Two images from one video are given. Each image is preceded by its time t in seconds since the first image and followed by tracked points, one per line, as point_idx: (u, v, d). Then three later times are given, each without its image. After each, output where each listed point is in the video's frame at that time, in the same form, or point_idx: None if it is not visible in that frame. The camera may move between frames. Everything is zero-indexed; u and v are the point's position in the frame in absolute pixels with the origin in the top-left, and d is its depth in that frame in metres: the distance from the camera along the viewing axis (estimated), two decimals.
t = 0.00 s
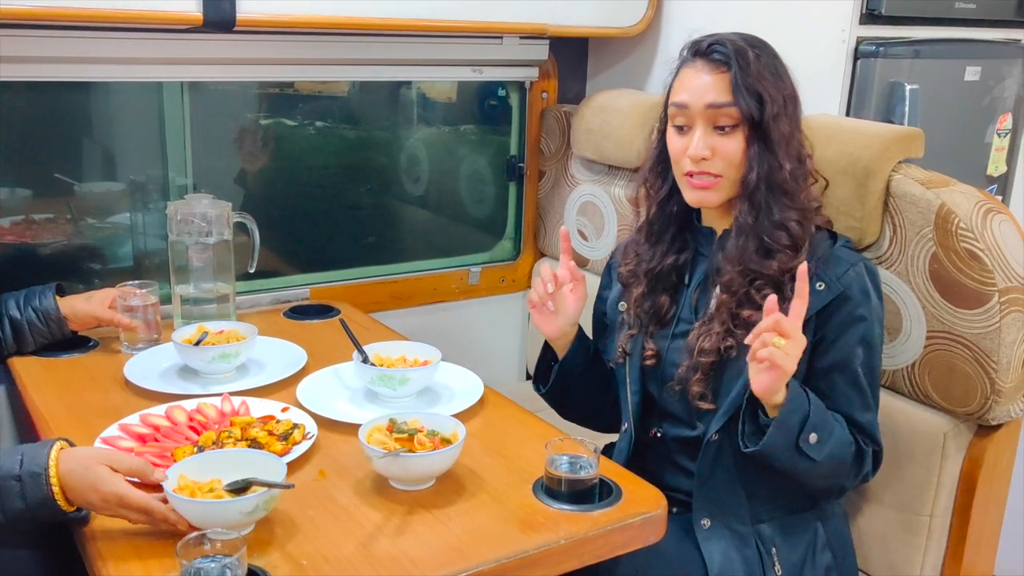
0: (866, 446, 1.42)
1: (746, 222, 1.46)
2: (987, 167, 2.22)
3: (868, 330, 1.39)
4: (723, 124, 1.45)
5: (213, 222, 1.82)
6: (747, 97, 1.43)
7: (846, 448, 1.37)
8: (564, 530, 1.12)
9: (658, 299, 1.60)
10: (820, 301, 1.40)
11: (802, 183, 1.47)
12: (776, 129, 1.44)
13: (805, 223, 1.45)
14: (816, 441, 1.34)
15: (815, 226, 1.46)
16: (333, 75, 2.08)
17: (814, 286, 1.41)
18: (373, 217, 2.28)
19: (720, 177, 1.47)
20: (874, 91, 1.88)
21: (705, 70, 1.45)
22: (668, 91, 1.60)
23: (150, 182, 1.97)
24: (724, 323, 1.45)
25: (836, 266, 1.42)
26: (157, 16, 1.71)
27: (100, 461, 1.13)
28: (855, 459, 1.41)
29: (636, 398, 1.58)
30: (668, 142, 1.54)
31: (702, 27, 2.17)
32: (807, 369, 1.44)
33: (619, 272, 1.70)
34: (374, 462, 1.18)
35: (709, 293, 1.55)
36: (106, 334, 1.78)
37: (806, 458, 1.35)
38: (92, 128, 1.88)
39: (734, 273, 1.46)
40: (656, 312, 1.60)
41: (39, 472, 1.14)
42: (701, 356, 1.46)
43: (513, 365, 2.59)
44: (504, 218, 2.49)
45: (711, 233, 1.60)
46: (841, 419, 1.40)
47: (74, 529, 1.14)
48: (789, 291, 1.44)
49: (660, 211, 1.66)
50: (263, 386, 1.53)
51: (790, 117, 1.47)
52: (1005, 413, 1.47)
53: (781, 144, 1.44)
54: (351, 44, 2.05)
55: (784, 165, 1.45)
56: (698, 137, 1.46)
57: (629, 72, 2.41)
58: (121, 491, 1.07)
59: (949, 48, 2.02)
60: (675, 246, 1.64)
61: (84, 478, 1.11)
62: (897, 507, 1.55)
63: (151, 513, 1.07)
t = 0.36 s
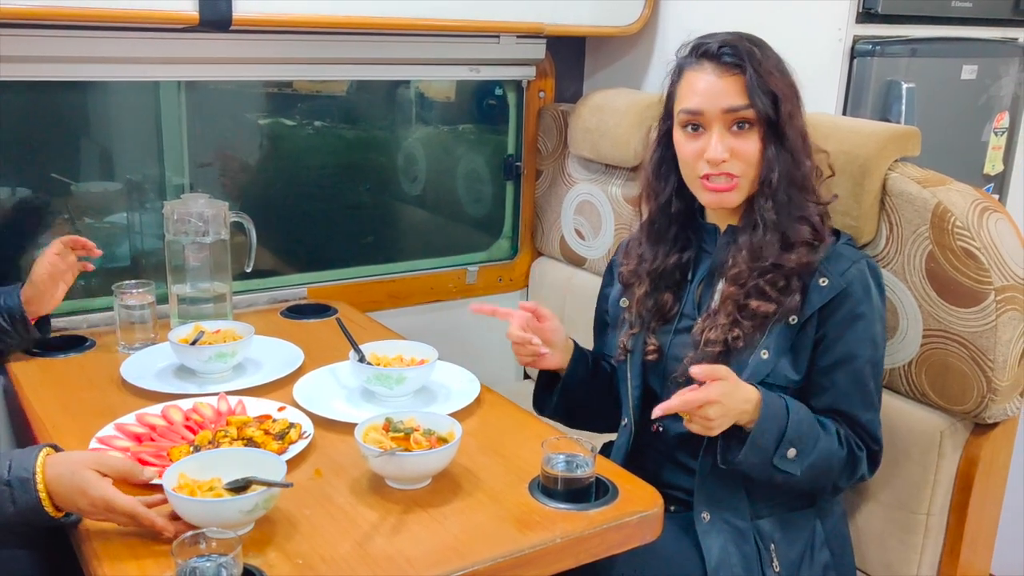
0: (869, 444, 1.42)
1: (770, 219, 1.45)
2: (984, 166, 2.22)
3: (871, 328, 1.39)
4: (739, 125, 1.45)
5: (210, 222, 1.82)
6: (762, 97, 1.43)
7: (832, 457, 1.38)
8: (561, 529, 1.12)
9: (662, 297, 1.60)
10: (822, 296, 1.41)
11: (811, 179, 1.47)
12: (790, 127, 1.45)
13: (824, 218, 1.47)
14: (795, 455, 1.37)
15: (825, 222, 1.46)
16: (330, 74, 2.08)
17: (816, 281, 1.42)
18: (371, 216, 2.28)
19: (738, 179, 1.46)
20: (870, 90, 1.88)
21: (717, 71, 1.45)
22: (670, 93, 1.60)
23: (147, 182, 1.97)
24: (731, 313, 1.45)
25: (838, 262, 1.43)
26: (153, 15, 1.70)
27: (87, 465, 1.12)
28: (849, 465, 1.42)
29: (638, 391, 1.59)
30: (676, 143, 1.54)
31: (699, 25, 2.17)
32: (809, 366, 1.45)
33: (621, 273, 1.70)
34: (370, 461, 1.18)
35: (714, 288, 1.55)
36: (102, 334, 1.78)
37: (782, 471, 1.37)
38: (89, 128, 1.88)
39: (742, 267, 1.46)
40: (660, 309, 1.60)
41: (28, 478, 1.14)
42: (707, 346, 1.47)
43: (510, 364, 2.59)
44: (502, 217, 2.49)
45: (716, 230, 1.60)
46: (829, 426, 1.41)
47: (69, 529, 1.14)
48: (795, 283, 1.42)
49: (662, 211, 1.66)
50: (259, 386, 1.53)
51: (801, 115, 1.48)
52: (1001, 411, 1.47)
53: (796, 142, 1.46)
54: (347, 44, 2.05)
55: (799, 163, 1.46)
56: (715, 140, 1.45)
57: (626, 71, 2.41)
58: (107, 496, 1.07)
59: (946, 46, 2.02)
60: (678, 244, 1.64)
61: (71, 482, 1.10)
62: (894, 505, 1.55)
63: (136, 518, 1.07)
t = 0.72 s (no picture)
0: (865, 440, 1.43)
1: (763, 217, 1.46)
2: (981, 164, 2.22)
3: (865, 324, 1.39)
4: (733, 126, 1.46)
5: (207, 221, 1.81)
6: (755, 97, 1.44)
7: (827, 458, 1.38)
8: (558, 528, 1.12)
9: (655, 300, 1.61)
10: (816, 294, 1.41)
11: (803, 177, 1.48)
12: (783, 126, 1.46)
13: (818, 219, 1.47)
14: (790, 456, 1.37)
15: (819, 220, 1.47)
16: (328, 74, 2.08)
17: (810, 279, 1.42)
18: (369, 215, 2.28)
19: (733, 178, 1.48)
20: (867, 89, 1.88)
21: (708, 73, 1.45)
22: (661, 97, 1.60)
23: (144, 182, 1.97)
24: (725, 311, 1.46)
25: (833, 259, 1.42)
26: (149, 15, 1.70)
27: (69, 452, 1.14)
28: (845, 464, 1.42)
29: (634, 392, 1.59)
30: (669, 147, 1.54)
31: (695, 24, 2.17)
32: (805, 364, 1.45)
33: (613, 277, 1.70)
34: (367, 460, 1.18)
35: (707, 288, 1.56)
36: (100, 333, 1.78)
37: (778, 472, 1.38)
38: (86, 128, 1.87)
39: (735, 265, 1.47)
40: (654, 311, 1.60)
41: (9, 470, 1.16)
42: (702, 345, 1.47)
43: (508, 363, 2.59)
44: (499, 217, 2.49)
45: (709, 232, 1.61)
46: (824, 425, 1.40)
47: (65, 529, 1.13)
48: (791, 280, 1.43)
49: (655, 214, 1.67)
50: (257, 385, 1.53)
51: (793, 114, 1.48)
52: (998, 409, 1.47)
53: (790, 141, 1.46)
54: (344, 43, 2.04)
55: (794, 161, 1.46)
56: (710, 141, 1.46)
57: (624, 70, 2.41)
58: (89, 482, 1.08)
59: (942, 45, 2.03)
60: (670, 247, 1.64)
61: (54, 471, 1.11)
62: (892, 503, 1.55)
63: (120, 502, 1.07)
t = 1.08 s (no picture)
0: (863, 440, 1.42)
1: (756, 216, 1.46)
2: (980, 163, 2.22)
3: (861, 325, 1.39)
4: (731, 120, 1.46)
5: (205, 221, 1.81)
6: (754, 93, 1.44)
7: (821, 458, 1.38)
8: (556, 528, 1.12)
9: (651, 300, 1.60)
10: (812, 294, 1.41)
11: (800, 177, 1.47)
12: (782, 125, 1.45)
13: (811, 218, 1.46)
14: (783, 457, 1.37)
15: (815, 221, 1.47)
16: (327, 73, 2.07)
17: (806, 279, 1.42)
18: (368, 216, 2.28)
19: (727, 171, 1.47)
20: (866, 89, 1.88)
21: (710, 66, 1.46)
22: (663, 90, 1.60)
23: (142, 181, 1.97)
24: (719, 313, 1.45)
25: (829, 258, 1.42)
26: (147, 14, 1.70)
27: (25, 416, 1.16)
28: (842, 465, 1.42)
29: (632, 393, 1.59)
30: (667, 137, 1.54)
31: (694, 24, 2.17)
32: (801, 364, 1.45)
33: (611, 274, 1.70)
34: (365, 461, 1.18)
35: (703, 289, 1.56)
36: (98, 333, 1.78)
37: (773, 473, 1.38)
38: (85, 129, 1.87)
39: (730, 267, 1.46)
40: (651, 312, 1.60)
41: None
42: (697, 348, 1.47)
43: (507, 363, 2.59)
44: (498, 217, 2.49)
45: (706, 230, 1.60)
46: (820, 426, 1.40)
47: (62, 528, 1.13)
48: (785, 283, 1.43)
49: (654, 209, 1.66)
50: (255, 385, 1.53)
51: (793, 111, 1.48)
52: (997, 409, 1.47)
53: (787, 140, 1.46)
54: (343, 42, 2.04)
55: (790, 160, 1.46)
56: (705, 133, 1.46)
57: (623, 70, 2.41)
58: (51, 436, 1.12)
59: (941, 45, 2.03)
60: (668, 245, 1.64)
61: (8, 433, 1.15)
62: (890, 503, 1.55)
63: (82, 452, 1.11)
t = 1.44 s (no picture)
0: (864, 441, 1.42)
1: (753, 219, 1.46)
2: (979, 163, 2.22)
3: (860, 324, 1.39)
4: (733, 120, 1.46)
5: (202, 221, 1.80)
6: (761, 96, 1.43)
7: (813, 470, 1.39)
8: (554, 528, 1.12)
9: (650, 286, 1.61)
10: (808, 292, 1.41)
11: (801, 182, 1.47)
12: (788, 133, 1.44)
13: (808, 224, 1.46)
14: (773, 474, 1.39)
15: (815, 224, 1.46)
16: (325, 73, 2.07)
17: (803, 276, 1.42)
18: (366, 215, 2.28)
19: (721, 170, 1.47)
20: (864, 88, 1.88)
21: (725, 62, 1.45)
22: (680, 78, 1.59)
23: (140, 182, 1.97)
24: (713, 316, 1.45)
25: (826, 257, 1.42)
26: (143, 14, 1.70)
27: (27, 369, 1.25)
28: (841, 470, 1.42)
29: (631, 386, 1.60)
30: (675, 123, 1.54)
31: (692, 23, 2.17)
32: (799, 362, 1.45)
33: (613, 255, 1.71)
34: (362, 461, 1.18)
35: (699, 285, 1.56)
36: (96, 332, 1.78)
37: (762, 490, 1.40)
38: (81, 129, 1.87)
39: (725, 269, 1.46)
40: (649, 299, 1.60)
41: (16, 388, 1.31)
42: (690, 349, 1.48)
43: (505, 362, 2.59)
44: (496, 216, 2.48)
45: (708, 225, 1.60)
46: (811, 435, 1.41)
47: (59, 529, 1.13)
48: (779, 286, 1.43)
49: (660, 194, 1.66)
50: (252, 386, 1.53)
51: (802, 116, 1.47)
52: (996, 409, 1.47)
53: (792, 149, 1.45)
54: (340, 42, 2.04)
55: (794, 168, 1.45)
56: (705, 127, 1.46)
57: (620, 69, 2.41)
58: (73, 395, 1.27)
59: (939, 44, 2.02)
60: (670, 233, 1.64)
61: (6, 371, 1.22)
62: (889, 503, 1.55)
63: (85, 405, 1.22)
